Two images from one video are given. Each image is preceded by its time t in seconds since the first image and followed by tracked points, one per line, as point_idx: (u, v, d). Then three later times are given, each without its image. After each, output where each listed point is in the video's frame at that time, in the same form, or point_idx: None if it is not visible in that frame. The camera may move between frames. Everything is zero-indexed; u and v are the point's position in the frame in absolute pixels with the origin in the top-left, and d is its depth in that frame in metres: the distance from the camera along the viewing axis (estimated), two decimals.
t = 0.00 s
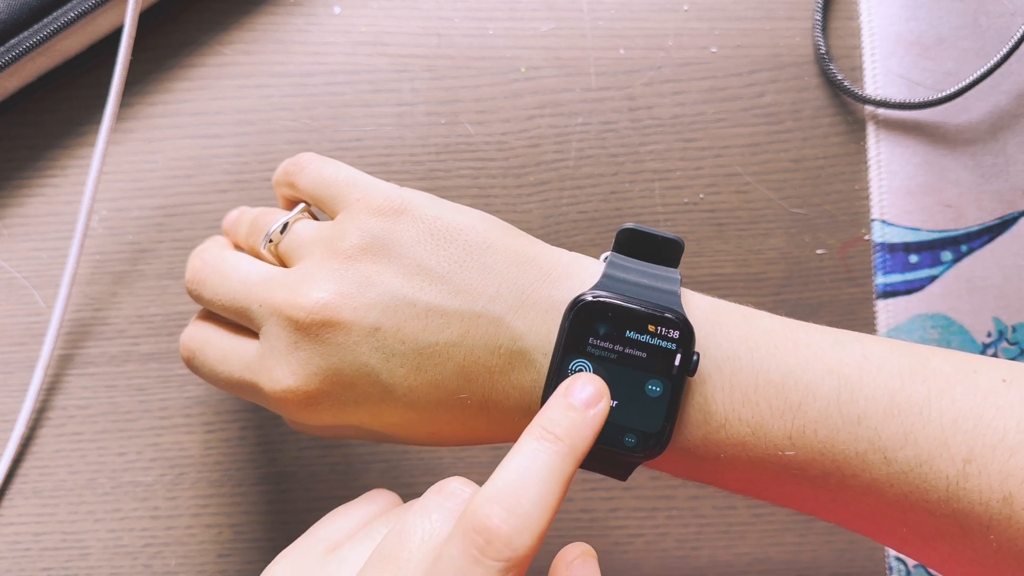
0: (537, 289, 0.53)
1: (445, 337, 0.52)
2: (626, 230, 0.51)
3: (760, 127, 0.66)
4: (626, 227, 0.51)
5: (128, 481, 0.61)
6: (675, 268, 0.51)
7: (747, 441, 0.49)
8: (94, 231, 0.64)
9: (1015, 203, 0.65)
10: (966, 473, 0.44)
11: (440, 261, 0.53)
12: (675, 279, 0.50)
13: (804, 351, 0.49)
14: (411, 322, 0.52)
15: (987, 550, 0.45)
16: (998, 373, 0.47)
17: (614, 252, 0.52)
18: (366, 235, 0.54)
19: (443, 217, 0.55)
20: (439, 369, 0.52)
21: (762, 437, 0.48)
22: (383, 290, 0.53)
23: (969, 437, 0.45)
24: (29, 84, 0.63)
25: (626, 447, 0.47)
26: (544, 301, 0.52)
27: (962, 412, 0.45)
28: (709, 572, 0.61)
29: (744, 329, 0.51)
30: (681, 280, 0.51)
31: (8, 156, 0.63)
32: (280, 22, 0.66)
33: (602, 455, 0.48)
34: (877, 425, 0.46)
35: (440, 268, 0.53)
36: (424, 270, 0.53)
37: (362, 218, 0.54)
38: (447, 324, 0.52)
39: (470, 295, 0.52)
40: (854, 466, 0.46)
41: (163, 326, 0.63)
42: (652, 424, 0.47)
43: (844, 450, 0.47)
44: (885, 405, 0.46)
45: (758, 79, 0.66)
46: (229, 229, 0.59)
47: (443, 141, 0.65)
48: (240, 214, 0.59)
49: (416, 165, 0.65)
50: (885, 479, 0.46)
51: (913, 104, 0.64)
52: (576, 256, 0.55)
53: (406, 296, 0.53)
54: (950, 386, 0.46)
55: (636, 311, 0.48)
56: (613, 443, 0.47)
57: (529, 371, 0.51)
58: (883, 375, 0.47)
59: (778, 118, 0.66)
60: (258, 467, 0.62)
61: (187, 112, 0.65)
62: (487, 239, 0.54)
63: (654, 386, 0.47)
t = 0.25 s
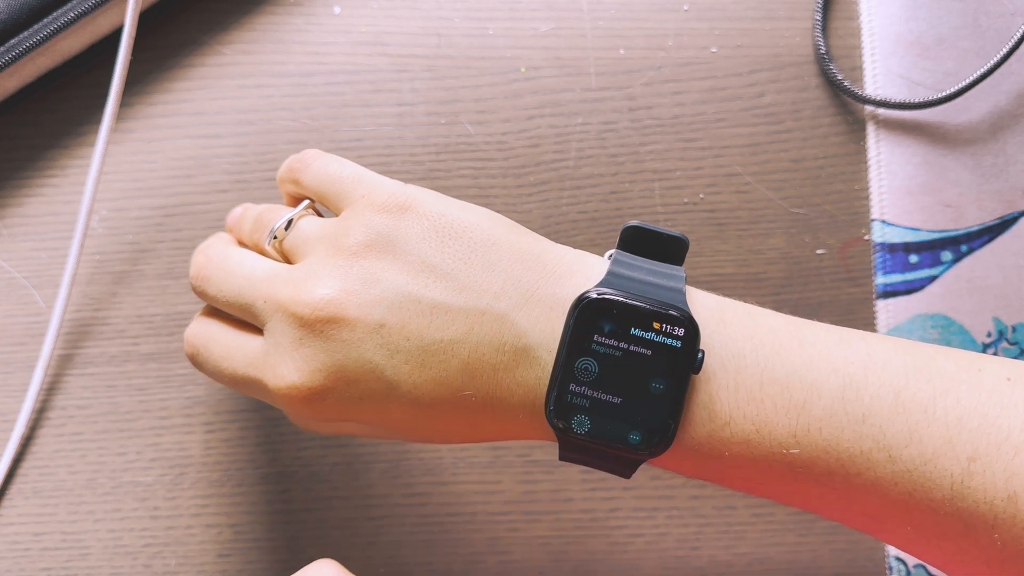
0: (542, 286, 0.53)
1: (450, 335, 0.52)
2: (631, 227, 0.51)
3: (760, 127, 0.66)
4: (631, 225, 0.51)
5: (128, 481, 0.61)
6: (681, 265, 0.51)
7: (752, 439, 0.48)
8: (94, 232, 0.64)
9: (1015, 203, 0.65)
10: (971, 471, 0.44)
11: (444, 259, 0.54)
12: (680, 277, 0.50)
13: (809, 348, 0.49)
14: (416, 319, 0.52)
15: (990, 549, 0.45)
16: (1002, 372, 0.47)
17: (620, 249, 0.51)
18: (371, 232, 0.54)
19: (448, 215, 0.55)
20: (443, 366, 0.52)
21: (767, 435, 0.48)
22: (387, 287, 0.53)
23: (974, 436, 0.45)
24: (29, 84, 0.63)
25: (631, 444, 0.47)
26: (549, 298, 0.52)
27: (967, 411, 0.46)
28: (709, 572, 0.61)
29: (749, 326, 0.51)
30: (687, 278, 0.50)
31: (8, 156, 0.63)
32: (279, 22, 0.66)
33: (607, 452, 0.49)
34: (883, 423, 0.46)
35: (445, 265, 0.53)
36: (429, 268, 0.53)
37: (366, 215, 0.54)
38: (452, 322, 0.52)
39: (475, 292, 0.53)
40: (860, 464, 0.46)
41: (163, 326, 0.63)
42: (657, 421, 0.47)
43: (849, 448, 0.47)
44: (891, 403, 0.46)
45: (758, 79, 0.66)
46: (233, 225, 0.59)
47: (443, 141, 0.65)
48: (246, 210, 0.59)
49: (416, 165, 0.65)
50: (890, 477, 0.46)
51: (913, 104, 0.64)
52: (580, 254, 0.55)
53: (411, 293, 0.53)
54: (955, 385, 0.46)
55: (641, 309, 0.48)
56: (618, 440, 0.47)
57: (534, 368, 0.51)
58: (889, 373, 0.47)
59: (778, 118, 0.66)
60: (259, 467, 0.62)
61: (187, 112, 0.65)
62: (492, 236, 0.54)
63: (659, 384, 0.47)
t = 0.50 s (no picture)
0: (542, 283, 0.53)
1: (450, 331, 0.52)
2: (631, 224, 0.51)
3: (760, 127, 0.66)
4: (631, 222, 0.50)
5: (128, 481, 0.61)
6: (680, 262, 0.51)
7: (753, 436, 0.48)
8: (94, 232, 0.64)
9: (1015, 203, 0.65)
10: (972, 468, 0.44)
11: (445, 256, 0.54)
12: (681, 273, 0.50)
13: (810, 346, 0.49)
14: (417, 316, 0.52)
15: (992, 546, 0.45)
16: (1003, 368, 0.47)
17: (620, 247, 0.51)
18: (371, 229, 0.54)
19: (448, 212, 0.55)
20: (444, 363, 0.52)
21: (768, 432, 0.48)
22: (388, 284, 0.53)
23: (975, 432, 0.45)
24: (29, 84, 0.63)
25: (632, 441, 0.47)
26: (550, 295, 0.52)
27: (968, 407, 0.45)
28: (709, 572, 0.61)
29: (750, 323, 0.51)
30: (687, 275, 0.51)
31: (8, 156, 0.63)
32: (279, 22, 0.66)
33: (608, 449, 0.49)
34: (883, 419, 0.46)
35: (446, 262, 0.53)
36: (430, 265, 0.53)
37: (366, 212, 0.54)
38: (452, 318, 0.52)
39: (476, 289, 0.53)
40: (860, 461, 0.46)
41: (163, 326, 0.63)
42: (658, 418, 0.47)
43: (850, 445, 0.47)
44: (892, 400, 0.46)
45: (758, 79, 0.66)
46: (233, 225, 0.58)
47: (443, 141, 0.65)
48: (245, 209, 0.58)
49: (416, 165, 0.65)
50: (891, 474, 0.46)
51: (913, 104, 0.64)
52: (581, 251, 0.55)
53: (412, 290, 0.53)
54: (956, 381, 0.46)
55: (641, 305, 0.48)
56: (619, 437, 0.47)
57: (535, 365, 0.51)
58: (890, 370, 0.47)
59: (778, 118, 0.66)
60: (259, 467, 0.62)
61: (187, 112, 0.65)
62: (493, 233, 0.54)
63: (660, 381, 0.47)
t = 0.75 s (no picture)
0: (547, 277, 0.53)
1: (455, 326, 0.52)
2: (637, 218, 0.51)
3: (760, 127, 0.66)
4: (636, 216, 0.50)
5: (128, 481, 0.61)
6: (687, 257, 0.51)
7: (758, 430, 0.48)
8: (94, 232, 0.64)
9: (1015, 203, 0.65)
10: (978, 463, 0.44)
11: (450, 250, 0.54)
12: (686, 268, 0.50)
13: (816, 340, 0.49)
14: (422, 310, 0.52)
15: (997, 541, 0.45)
16: (1010, 364, 0.47)
17: (625, 241, 0.51)
18: (376, 223, 0.54)
19: (453, 206, 0.55)
20: (449, 358, 0.52)
21: (774, 426, 0.48)
22: (392, 278, 0.53)
23: (982, 427, 0.45)
24: (29, 84, 0.63)
25: (637, 435, 0.47)
26: (555, 289, 0.52)
27: (975, 402, 0.45)
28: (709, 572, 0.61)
29: (755, 317, 0.51)
30: (692, 269, 0.51)
31: (8, 156, 0.63)
32: (279, 22, 0.66)
33: (612, 442, 0.49)
34: (890, 414, 0.46)
35: (451, 256, 0.53)
36: (435, 259, 0.53)
37: (371, 206, 0.54)
38: (458, 313, 0.52)
39: (481, 283, 0.53)
40: (866, 456, 0.47)
41: (164, 326, 0.63)
42: (665, 411, 0.47)
43: (855, 439, 0.47)
44: (897, 394, 0.46)
45: (758, 79, 0.66)
46: (235, 219, 0.58)
47: (443, 141, 0.65)
48: (246, 205, 0.58)
49: (416, 165, 0.65)
50: (896, 468, 0.46)
51: (913, 104, 0.64)
52: (586, 245, 0.55)
53: (417, 285, 0.53)
54: (962, 376, 0.46)
55: (646, 298, 0.48)
56: (625, 431, 0.48)
57: (540, 359, 0.51)
58: (896, 364, 0.47)
59: (778, 118, 0.66)
60: (259, 467, 0.62)
61: (187, 112, 0.65)
62: (498, 228, 0.54)
63: (664, 375, 0.47)
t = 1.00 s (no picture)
0: (544, 276, 0.53)
1: (453, 325, 0.52)
2: (634, 217, 0.51)
3: (760, 127, 0.66)
4: (632, 215, 0.50)
5: (128, 481, 0.61)
6: (684, 255, 0.51)
7: (756, 430, 0.48)
8: (94, 231, 0.64)
9: (1015, 203, 0.65)
10: (977, 462, 0.44)
11: (447, 249, 0.54)
12: (683, 266, 0.50)
13: (813, 339, 0.49)
14: (419, 310, 0.52)
15: (996, 541, 0.45)
16: (1008, 363, 0.47)
17: (622, 240, 0.51)
18: (373, 222, 0.54)
19: (450, 205, 0.55)
20: (446, 357, 0.52)
21: (771, 426, 0.48)
22: (389, 277, 0.53)
23: (980, 427, 0.45)
24: (29, 84, 0.63)
25: (634, 434, 0.47)
26: (552, 288, 0.52)
27: (973, 401, 0.45)
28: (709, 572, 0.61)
29: (753, 317, 0.51)
30: (689, 268, 0.50)
31: (8, 156, 0.63)
32: (279, 22, 0.66)
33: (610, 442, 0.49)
34: (887, 413, 0.46)
35: (447, 255, 0.53)
36: (432, 258, 0.53)
37: (368, 205, 0.54)
38: (455, 312, 0.52)
39: (478, 282, 0.53)
40: (864, 456, 0.47)
41: (164, 326, 0.63)
42: (662, 411, 0.47)
43: (853, 439, 0.47)
44: (895, 393, 0.46)
45: (758, 79, 0.66)
46: (231, 220, 0.58)
47: (443, 141, 0.65)
48: (242, 204, 0.58)
49: (416, 165, 0.65)
50: (894, 468, 0.46)
51: (913, 104, 0.64)
52: (583, 244, 0.55)
53: (414, 284, 0.53)
54: (961, 375, 0.46)
55: (643, 297, 0.48)
56: (622, 430, 0.48)
57: (537, 358, 0.51)
58: (893, 363, 0.47)
59: (778, 118, 0.66)
60: (258, 467, 0.62)
61: (187, 112, 0.65)
62: (495, 226, 0.54)
63: (661, 373, 0.47)
